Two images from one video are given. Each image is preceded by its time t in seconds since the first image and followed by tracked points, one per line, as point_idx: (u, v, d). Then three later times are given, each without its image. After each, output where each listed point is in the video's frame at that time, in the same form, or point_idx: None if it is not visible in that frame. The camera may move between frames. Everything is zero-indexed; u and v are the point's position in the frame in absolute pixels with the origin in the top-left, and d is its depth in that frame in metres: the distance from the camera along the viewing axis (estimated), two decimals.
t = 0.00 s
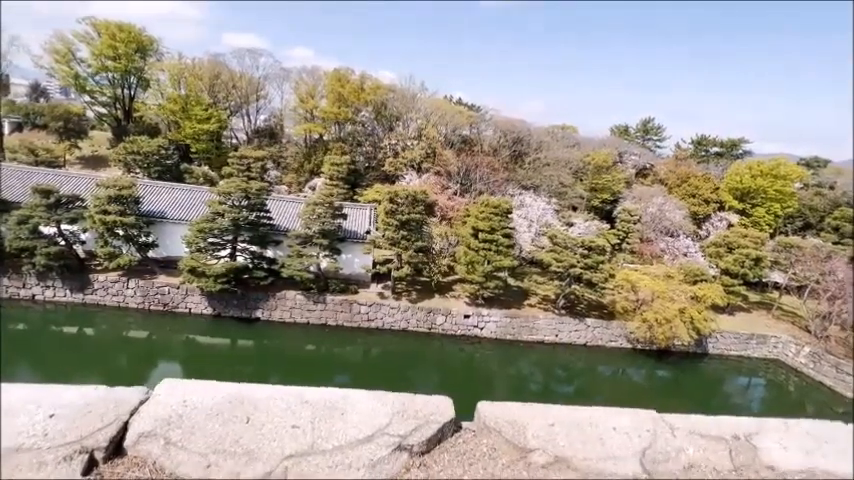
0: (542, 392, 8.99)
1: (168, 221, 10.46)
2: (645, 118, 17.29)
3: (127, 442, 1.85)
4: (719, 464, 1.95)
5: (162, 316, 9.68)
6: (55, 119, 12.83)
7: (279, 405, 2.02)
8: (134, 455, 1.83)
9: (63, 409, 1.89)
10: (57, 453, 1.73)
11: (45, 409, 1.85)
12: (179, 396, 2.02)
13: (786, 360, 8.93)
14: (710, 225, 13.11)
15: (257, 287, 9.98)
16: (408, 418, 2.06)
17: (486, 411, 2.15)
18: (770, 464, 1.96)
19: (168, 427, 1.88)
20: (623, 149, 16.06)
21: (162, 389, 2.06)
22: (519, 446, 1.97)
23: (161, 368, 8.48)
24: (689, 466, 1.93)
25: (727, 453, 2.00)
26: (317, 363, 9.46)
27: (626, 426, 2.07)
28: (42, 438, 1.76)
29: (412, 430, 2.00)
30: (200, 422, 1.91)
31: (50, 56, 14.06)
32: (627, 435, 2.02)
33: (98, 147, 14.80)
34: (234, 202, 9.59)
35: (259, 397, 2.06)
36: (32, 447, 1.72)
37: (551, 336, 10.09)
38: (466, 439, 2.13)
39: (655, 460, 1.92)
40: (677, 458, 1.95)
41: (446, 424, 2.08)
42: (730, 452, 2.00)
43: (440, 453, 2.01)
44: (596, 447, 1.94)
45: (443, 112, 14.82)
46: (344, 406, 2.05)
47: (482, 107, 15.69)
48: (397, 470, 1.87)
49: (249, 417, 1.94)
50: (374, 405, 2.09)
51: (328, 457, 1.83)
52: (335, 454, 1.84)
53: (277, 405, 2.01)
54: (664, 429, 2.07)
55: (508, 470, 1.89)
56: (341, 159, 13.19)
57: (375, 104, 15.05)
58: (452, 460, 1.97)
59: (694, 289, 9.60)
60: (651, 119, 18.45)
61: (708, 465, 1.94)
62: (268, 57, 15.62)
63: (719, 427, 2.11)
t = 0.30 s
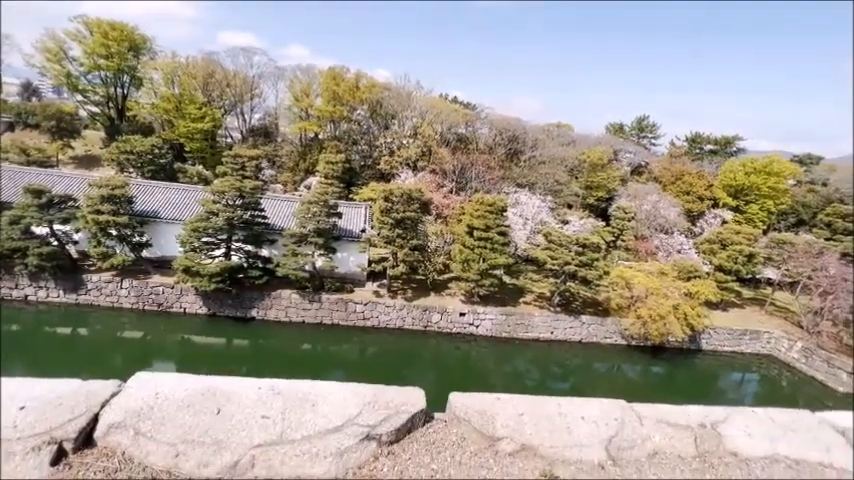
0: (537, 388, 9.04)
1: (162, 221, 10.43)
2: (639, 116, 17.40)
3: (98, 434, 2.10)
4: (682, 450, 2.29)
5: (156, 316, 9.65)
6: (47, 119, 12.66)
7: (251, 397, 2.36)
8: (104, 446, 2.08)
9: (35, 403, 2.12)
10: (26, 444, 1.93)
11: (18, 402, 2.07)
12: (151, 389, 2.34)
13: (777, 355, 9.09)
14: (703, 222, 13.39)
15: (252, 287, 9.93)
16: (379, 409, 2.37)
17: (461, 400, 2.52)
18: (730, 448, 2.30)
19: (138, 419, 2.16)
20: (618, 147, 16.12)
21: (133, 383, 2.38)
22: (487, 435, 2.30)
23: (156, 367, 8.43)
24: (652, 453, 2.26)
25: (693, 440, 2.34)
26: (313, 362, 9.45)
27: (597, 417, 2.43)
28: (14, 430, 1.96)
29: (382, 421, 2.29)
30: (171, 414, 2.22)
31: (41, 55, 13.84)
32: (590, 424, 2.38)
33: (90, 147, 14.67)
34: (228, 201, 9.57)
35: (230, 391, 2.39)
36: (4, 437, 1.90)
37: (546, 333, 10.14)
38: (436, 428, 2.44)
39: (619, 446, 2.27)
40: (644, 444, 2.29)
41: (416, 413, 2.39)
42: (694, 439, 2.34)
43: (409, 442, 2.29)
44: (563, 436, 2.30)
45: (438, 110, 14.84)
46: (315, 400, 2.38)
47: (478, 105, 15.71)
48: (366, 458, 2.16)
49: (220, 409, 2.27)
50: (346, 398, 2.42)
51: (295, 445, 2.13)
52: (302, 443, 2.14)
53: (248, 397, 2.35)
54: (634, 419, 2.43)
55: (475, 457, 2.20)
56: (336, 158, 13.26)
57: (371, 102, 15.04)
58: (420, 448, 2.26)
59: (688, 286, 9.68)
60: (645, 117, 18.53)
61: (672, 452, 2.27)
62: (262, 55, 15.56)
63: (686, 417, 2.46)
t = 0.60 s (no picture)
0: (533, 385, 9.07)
1: (155, 221, 10.37)
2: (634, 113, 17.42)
3: (65, 430, 2.08)
4: (654, 441, 2.27)
5: (150, 316, 9.59)
6: (38, 118, 12.51)
7: (222, 391, 2.28)
8: (70, 442, 2.06)
9: None
10: None
11: None
12: (120, 385, 2.28)
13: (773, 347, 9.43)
14: (698, 219, 13.24)
15: (246, 286, 9.91)
16: (352, 403, 2.34)
17: (436, 393, 2.48)
18: (703, 438, 2.29)
19: (106, 414, 2.14)
20: (613, 144, 16.14)
21: (102, 378, 2.32)
22: (460, 428, 2.29)
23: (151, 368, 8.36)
24: (624, 444, 2.24)
25: (665, 431, 2.32)
26: (308, 361, 9.42)
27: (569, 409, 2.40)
28: None
29: (354, 414, 2.27)
30: (141, 408, 2.18)
31: (32, 54, 13.72)
32: (563, 415, 2.36)
33: (83, 147, 14.55)
34: (221, 200, 9.52)
35: (202, 384, 2.32)
36: None
37: (541, 330, 10.16)
38: (410, 422, 2.42)
39: (591, 438, 2.25)
40: (616, 435, 2.28)
41: (389, 407, 2.38)
42: (667, 429, 2.33)
43: (381, 435, 2.27)
44: (536, 428, 2.28)
45: (433, 108, 14.80)
46: (287, 394, 2.33)
47: (473, 103, 15.68)
48: (337, 451, 2.13)
49: (190, 403, 2.21)
50: (318, 392, 2.38)
51: (265, 440, 2.11)
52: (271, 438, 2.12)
53: (220, 392, 2.27)
54: (607, 409, 2.41)
55: (447, 449, 2.19)
56: (331, 156, 13.14)
57: (365, 100, 14.97)
58: (391, 441, 2.23)
59: (681, 282, 9.73)
60: (640, 114, 18.59)
61: (644, 442, 2.26)
62: (256, 53, 15.46)
63: (657, 408, 2.45)
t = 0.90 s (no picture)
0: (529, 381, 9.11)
1: (148, 221, 10.30)
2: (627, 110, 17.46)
3: (16, 432, 2.10)
4: (628, 436, 2.30)
5: (143, 316, 9.51)
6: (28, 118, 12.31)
7: (184, 391, 2.30)
8: (21, 445, 2.08)
9: None
10: None
11: None
12: (76, 386, 2.29)
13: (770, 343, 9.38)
14: (691, 214, 13.29)
15: (240, 285, 9.83)
16: (317, 401, 2.37)
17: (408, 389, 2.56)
18: (678, 433, 2.32)
19: (58, 416, 2.15)
20: (607, 141, 16.17)
21: (58, 379, 2.33)
22: (429, 426, 2.34)
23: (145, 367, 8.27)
24: (596, 439, 2.28)
25: (639, 426, 2.35)
26: (304, 360, 9.39)
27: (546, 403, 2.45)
28: None
29: (318, 413, 2.29)
30: (96, 409, 2.20)
31: (21, 53, 13.55)
32: (534, 410, 2.39)
33: (74, 147, 14.39)
34: (214, 199, 9.45)
35: (163, 384, 2.34)
36: None
37: (536, 326, 10.18)
38: (380, 419, 2.46)
39: (564, 433, 2.29)
40: (588, 430, 2.32)
41: (356, 405, 2.41)
42: (641, 424, 2.35)
43: (347, 434, 2.32)
44: (506, 424, 2.31)
45: (427, 106, 14.80)
46: (251, 392, 2.34)
47: (467, 101, 15.65)
48: (299, 450, 2.17)
49: (149, 404, 2.23)
50: (284, 390, 2.39)
51: (223, 440, 2.12)
52: (230, 437, 2.13)
53: (181, 391, 2.29)
54: (579, 405, 2.44)
55: (414, 447, 2.23)
56: (325, 153, 13.16)
57: (360, 98, 14.89)
58: (357, 440, 2.28)
59: (675, 277, 9.77)
60: (634, 111, 18.64)
61: (617, 438, 2.29)
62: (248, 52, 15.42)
63: (633, 402, 2.48)
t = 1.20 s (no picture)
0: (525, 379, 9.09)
1: (140, 221, 10.21)
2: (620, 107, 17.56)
3: None
4: (601, 436, 2.30)
5: (136, 318, 9.41)
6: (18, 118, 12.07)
7: (144, 396, 2.30)
8: None
9: None
10: None
11: None
12: (30, 392, 2.26)
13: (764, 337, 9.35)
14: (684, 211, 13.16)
15: (234, 285, 9.77)
16: (281, 405, 2.35)
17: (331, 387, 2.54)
18: (653, 432, 2.33)
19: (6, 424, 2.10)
20: (601, 138, 16.25)
21: (11, 385, 2.31)
22: (395, 428, 2.34)
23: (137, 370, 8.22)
24: (567, 440, 2.28)
25: (614, 426, 2.35)
26: (299, 360, 9.35)
27: (520, 402, 2.47)
28: None
29: (282, 416, 2.27)
30: (48, 417, 2.16)
31: (10, 52, 13.36)
32: (506, 411, 2.42)
33: (66, 147, 14.24)
34: (207, 199, 9.37)
35: (122, 391, 2.32)
36: None
37: (531, 324, 10.19)
38: (347, 422, 2.43)
39: (534, 434, 2.29)
40: (561, 431, 2.32)
41: (322, 407, 2.37)
42: (614, 423, 2.35)
43: (311, 438, 2.28)
44: (476, 425, 2.32)
45: (422, 104, 14.77)
46: (213, 396, 2.34)
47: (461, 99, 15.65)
48: (261, 455, 2.14)
49: (104, 409, 2.22)
50: (249, 394, 2.38)
51: (180, 446, 2.10)
52: (187, 443, 2.11)
53: (141, 397, 2.29)
54: (554, 406, 2.46)
55: (378, 451, 2.21)
56: (319, 153, 13.19)
57: (353, 97, 14.84)
58: (322, 444, 2.24)
59: (668, 273, 9.81)
60: (627, 108, 18.72)
61: (591, 438, 2.29)
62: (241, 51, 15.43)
63: (609, 399, 2.51)
